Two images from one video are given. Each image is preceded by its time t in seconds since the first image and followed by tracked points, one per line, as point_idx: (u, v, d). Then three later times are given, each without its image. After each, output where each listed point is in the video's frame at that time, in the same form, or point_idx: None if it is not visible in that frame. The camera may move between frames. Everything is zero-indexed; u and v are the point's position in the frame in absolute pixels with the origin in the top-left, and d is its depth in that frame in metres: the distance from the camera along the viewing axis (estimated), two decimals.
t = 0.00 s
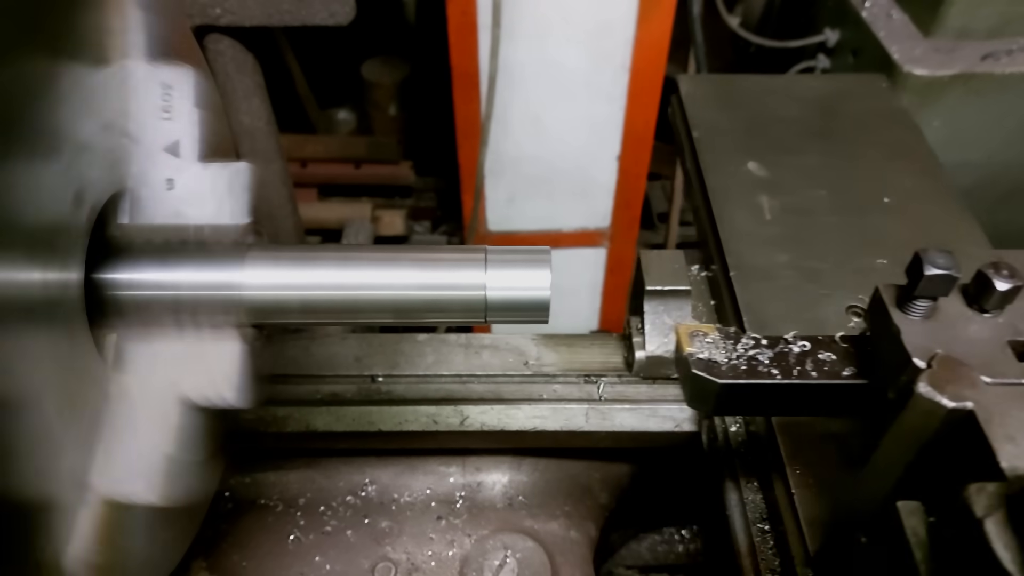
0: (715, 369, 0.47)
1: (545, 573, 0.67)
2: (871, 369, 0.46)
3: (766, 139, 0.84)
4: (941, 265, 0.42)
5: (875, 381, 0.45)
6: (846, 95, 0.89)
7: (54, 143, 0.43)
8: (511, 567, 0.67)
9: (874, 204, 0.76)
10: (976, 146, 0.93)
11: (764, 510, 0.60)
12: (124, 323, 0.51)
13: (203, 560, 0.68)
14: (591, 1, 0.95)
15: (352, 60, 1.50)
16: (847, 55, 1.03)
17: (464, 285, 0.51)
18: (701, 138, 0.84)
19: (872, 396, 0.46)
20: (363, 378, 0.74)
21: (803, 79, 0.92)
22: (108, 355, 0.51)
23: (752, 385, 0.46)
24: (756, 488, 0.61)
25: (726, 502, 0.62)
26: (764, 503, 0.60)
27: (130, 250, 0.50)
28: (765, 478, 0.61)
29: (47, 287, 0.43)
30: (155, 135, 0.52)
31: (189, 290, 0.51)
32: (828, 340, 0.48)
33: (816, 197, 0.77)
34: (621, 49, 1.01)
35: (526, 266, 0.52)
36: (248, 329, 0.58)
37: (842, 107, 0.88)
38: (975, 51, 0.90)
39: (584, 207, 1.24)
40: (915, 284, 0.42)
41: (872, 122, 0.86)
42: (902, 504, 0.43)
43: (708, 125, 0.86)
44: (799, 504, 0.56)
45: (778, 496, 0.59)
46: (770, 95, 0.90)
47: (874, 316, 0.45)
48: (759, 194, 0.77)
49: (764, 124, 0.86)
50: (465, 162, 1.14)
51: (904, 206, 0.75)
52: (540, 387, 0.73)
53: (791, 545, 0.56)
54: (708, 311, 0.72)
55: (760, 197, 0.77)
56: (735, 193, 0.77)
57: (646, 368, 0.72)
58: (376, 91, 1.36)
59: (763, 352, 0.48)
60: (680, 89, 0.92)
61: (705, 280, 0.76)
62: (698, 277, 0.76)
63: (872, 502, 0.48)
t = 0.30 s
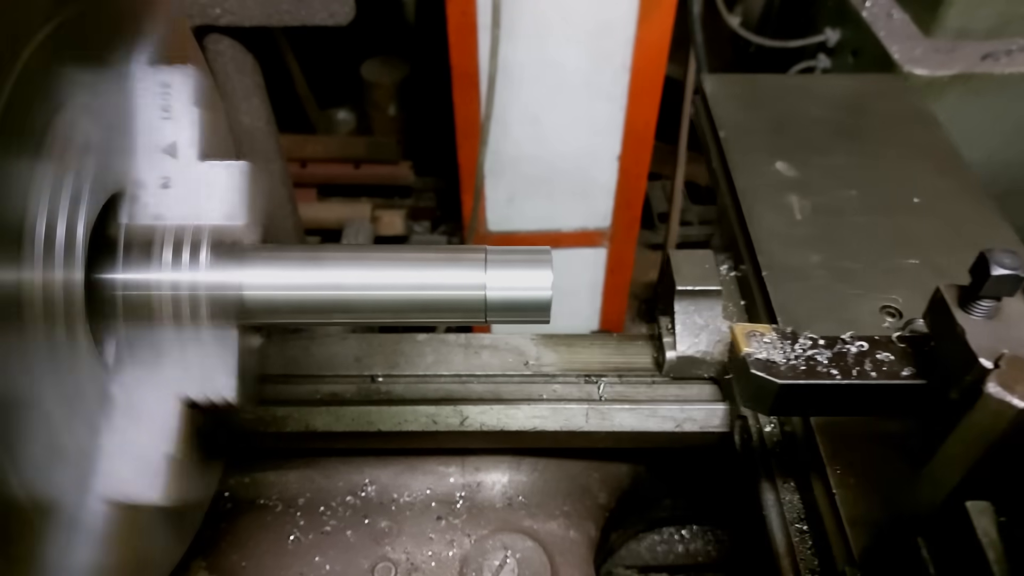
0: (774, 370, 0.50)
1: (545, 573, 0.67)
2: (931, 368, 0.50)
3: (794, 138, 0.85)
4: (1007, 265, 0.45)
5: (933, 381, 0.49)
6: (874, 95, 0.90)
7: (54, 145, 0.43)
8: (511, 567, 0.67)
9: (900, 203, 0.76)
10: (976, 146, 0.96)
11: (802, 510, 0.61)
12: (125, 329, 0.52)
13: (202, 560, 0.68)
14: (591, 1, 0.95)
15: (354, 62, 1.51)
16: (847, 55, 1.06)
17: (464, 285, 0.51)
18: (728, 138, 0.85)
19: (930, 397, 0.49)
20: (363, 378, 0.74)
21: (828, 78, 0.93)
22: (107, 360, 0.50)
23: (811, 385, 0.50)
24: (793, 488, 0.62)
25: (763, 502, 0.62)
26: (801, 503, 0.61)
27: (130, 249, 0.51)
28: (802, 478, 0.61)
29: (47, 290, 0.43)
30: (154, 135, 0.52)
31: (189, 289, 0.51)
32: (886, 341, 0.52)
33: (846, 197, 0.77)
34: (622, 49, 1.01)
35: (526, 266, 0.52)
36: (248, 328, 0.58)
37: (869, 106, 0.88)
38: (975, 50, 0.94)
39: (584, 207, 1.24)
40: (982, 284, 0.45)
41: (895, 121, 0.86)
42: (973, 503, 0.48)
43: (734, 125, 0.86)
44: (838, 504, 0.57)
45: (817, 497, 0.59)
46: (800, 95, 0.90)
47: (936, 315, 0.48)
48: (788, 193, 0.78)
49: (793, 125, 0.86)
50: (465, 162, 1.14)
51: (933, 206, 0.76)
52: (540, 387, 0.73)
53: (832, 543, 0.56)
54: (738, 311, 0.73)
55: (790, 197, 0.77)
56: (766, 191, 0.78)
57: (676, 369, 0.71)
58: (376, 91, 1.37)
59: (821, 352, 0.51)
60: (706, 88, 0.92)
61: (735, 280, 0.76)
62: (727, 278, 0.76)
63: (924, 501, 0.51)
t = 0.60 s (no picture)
0: (830, 370, 0.47)
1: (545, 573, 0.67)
2: (988, 369, 0.47)
3: (819, 139, 0.85)
4: None
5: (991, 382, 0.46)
6: (896, 96, 0.89)
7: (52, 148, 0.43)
8: (511, 567, 0.67)
9: (929, 203, 0.76)
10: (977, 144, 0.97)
11: (838, 510, 0.59)
12: (126, 338, 0.51)
13: (202, 560, 0.68)
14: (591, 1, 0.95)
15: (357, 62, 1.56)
16: (847, 55, 1.07)
17: (465, 285, 0.51)
18: (753, 137, 0.85)
19: (986, 398, 0.47)
20: (363, 378, 0.74)
21: (851, 78, 0.92)
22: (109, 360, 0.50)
23: (868, 387, 0.47)
24: (829, 489, 0.60)
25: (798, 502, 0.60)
26: (837, 504, 0.60)
27: (130, 250, 0.50)
28: (837, 479, 0.60)
29: (46, 290, 0.43)
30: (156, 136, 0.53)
31: (190, 289, 0.51)
32: (940, 340, 0.49)
33: (874, 198, 0.77)
34: (622, 50, 1.01)
35: (526, 266, 0.52)
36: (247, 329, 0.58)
37: (891, 107, 0.88)
38: (976, 50, 0.95)
39: (584, 207, 1.24)
40: None
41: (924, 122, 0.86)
42: None
43: (759, 124, 0.87)
44: (878, 503, 0.56)
45: (854, 497, 0.58)
46: (826, 95, 0.91)
47: (991, 315, 0.46)
48: (817, 193, 0.78)
49: (818, 123, 0.87)
50: (465, 162, 1.14)
51: (961, 206, 0.76)
52: (540, 387, 0.73)
53: (871, 542, 0.55)
54: (767, 312, 0.72)
55: (817, 196, 0.78)
56: (795, 188, 0.79)
57: (705, 369, 0.71)
58: (376, 91, 1.41)
59: (877, 352, 0.48)
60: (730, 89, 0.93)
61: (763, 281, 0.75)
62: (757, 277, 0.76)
63: (975, 504, 0.50)
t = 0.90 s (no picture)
0: (879, 370, 0.44)
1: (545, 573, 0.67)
2: None
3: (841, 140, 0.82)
4: None
5: None
6: (917, 95, 0.87)
7: (54, 146, 0.43)
8: (511, 567, 0.67)
9: (954, 203, 0.74)
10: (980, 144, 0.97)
11: (870, 510, 0.58)
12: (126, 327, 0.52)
13: (203, 560, 0.68)
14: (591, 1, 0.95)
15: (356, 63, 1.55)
16: (847, 55, 1.07)
17: (465, 284, 0.51)
18: (775, 137, 0.83)
19: None
20: (363, 378, 0.74)
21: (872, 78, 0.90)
22: (109, 356, 0.50)
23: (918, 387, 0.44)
24: (858, 489, 0.59)
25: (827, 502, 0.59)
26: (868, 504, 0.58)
27: (129, 251, 0.50)
28: (867, 479, 0.58)
29: (47, 289, 0.43)
30: (155, 135, 0.53)
31: (190, 290, 0.51)
32: (985, 340, 0.47)
33: (898, 197, 0.75)
34: (622, 49, 1.01)
35: (526, 266, 0.52)
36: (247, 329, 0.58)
37: (914, 107, 0.85)
38: (976, 50, 0.95)
39: (584, 207, 1.24)
40: None
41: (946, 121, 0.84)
42: None
43: (780, 122, 0.84)
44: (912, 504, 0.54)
45: (885, 497, 0.56)
46: (847, 94, 0.88)
47: None
48: (839, 193, 0.75)
49: (842, 122, 0.84)
50: (465, 161, 1.13)
51: (987, 206, 0.74)
52: (540, 387, 0.73)
53: (904, 544, 0.53)
54: (792, 312, 0.71)
55: (841, 196, 0.75)
56: (816, 191, 0.76)
57: (729, 369, 0.71)
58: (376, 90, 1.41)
59: (924, 352, 0.45)
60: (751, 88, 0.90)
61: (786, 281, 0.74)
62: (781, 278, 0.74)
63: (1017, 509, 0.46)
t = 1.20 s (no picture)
0: (922, 370, 0.44)
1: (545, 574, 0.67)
2: None
3: (862, 139, 0.79)
4: None
5: None
6: (939, 95, 0.85)
7: (53, 145, 0.42)
8: (511, 567, 0.67)
9: (975, 203, 0.71)
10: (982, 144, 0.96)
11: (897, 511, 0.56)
12: (128, 329, 0.52)
13: (203, 560, 0.68)
14: None
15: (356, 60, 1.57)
16: (847, 55, 1.07)
17: (465, 284, 0.51)
18: (794, 137, 0.80)
19: None
20: (363, 378, 0.74)
21: (892, 79, 0.87)
22: (108, 357, 0.50)
23: (962, 388, 0.44)
24: (886, 489, 0.58)
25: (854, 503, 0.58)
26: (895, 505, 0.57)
27: (130, 250, 0.50)
28: (894, 479, 0.57)
29: (46, 289, 0.43)
30: (155, 136, 0.52)
31: (189, 290, 0.51)
32: None
33: (919, 197, 0.72)
34: (622, 50, 1.01)
35: (527, 266, 0.52)
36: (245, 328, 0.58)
37: (937, 106, 0.83)
38: (976, 50, 0.95)
39: (584, 207, 1.24)
40: None
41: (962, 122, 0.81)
42: None
43: (801, 123, 0.81)
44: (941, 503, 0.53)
45: (914, 497, 0.55)
46: (866, 94, 0.85)
47: None
48: (861, 193, 0.73)
49: (861, 122, 0.81)
50: (465, 161, 1.13)
51: (1009, 206, 0.71)
52: (540, 387, 0.73)
53: (934, 545, 0.52)
54: (814, 312, 0.70)
55: (862, 196, 0.73)
56: (837, 191, 0.73)
57: (752, 369, 0.71)
58: (376, 90, 1.42)
59: (967, 351, 0.45)
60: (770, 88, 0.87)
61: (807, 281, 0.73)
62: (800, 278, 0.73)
63: None
